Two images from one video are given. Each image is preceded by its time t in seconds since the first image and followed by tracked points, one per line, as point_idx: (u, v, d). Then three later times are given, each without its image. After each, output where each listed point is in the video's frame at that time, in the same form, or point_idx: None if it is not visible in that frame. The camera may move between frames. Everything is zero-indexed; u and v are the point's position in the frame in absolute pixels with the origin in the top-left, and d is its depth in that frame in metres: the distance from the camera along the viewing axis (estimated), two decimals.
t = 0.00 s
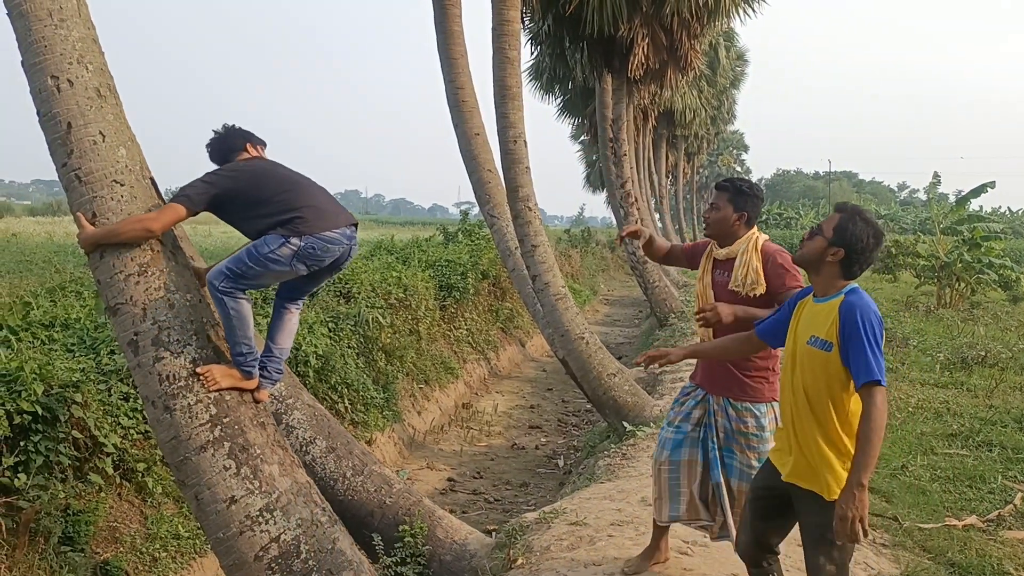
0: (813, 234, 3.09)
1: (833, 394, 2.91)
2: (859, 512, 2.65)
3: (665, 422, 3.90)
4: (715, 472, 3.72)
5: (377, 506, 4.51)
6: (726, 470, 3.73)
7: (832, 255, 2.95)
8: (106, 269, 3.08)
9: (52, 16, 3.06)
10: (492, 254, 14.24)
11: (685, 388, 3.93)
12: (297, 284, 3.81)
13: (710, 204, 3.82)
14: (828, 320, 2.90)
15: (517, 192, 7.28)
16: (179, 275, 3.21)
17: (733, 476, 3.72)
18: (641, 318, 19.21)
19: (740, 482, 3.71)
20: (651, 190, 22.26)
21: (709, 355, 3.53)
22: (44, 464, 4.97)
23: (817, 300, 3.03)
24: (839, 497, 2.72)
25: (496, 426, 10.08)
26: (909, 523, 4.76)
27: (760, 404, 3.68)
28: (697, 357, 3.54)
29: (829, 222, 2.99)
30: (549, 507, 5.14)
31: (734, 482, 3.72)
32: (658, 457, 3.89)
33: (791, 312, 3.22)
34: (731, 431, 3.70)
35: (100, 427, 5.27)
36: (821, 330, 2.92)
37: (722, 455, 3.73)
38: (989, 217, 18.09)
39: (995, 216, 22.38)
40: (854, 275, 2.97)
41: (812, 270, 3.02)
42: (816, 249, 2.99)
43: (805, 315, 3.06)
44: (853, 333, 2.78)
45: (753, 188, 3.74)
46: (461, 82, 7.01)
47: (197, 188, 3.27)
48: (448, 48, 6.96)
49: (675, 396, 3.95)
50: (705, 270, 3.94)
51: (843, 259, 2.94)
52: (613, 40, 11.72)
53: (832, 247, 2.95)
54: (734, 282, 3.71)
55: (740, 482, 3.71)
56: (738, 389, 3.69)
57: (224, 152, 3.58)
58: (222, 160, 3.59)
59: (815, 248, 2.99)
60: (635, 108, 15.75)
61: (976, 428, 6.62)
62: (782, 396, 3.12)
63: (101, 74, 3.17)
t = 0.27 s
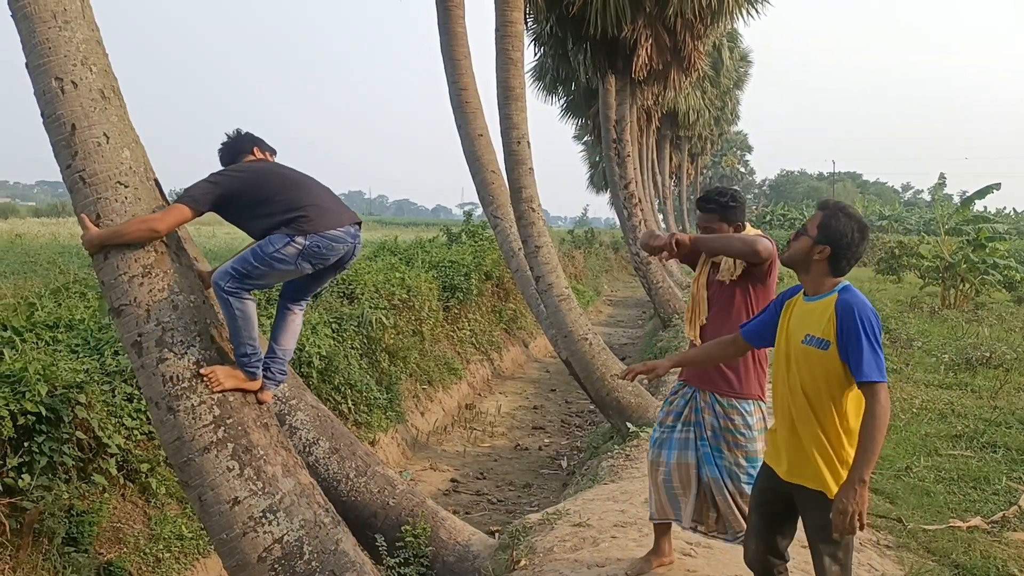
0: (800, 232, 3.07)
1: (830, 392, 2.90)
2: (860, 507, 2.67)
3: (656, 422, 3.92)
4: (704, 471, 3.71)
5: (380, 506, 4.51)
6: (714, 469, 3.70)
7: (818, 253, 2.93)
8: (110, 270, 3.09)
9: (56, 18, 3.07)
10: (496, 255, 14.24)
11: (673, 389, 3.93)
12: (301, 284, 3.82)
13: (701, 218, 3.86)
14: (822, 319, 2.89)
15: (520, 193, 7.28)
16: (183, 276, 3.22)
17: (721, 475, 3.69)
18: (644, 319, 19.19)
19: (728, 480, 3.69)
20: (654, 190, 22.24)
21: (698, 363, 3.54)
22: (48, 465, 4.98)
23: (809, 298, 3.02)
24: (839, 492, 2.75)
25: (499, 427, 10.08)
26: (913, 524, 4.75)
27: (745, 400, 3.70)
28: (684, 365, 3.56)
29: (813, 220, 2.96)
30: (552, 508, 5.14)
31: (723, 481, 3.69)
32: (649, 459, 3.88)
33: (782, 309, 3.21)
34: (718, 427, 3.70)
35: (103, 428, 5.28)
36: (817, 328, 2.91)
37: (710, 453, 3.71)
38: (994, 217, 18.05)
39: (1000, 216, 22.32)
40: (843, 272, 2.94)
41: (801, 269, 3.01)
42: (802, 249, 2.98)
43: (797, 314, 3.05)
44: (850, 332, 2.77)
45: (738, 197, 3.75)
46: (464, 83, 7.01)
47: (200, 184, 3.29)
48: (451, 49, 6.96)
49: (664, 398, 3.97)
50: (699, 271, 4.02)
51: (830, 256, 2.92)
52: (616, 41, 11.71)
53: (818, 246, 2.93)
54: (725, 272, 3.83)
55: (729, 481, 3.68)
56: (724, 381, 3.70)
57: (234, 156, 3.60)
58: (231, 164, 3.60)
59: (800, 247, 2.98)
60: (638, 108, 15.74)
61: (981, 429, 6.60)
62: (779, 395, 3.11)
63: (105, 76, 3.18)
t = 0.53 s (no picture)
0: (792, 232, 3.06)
1: (827, 392, 2.90)
2: (868, 508, 2.70)
3: (651, 426, 3.89)
4: (704, 474, 3.72)
5: (383, 508, 4.50)
6: (714, 472, 3.72)
7: (812, 253, 2.93)
8: (113, 272, 3.09)
9: (59, 19, 3.08)
10: (499, 256, 14.24)
11: (666, 390, 3.89)
12: (304, 283, 3.82)
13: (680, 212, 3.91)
14: (817, 319, 2.89)
15: (524, 195, 7.28)
16: (185, 277, 3.21)
17: (721, 478, 3.71)
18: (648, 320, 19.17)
19: (728, 483, 3.71)
20: (658, 191, 22.23)
21: (696, 368, 3.52)
22: (52, 465, 4.98)
23: (802, 299, 3.01)
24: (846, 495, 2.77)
25: (503, 428, 10.08)
26: (917, 526, 4.74)
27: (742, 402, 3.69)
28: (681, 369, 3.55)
29: (806, 220, 2.96)
30: (556, 510, 5.13)
31: (723, 484, 3.72)
32: (646, 463, 3.87)
33: (777, 308, 3.20)
34: (716, 432, 3.71)
35: (107, 429, 5.28)
36: (812, 328, 2.90)
37: (709, 457, 3.72)
38: (998, 218, 18.01)
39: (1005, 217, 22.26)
40: (836, 270, 2.92)
41: (796, 269, 3.01)
42: (795, 249, 2.98)
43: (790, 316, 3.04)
44: (847, 331, 2.77)
45: (719, 196, 3.83)
46: (468, 84, 7.02)
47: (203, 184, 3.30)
48: (454, 51, 6.97)
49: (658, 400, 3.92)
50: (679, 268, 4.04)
51: (823, 255, 2.91)
52: (620, 42, 11.70)
53: (811, 245, 2.93)
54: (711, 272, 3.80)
55: (729, 483, 3.71)
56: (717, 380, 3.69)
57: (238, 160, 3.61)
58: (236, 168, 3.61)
59: (794, 247, 2.98)
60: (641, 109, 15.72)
61: (986, 431, 6.58)
62: (774, 396, 3.09)
63: (108, 77, 3.19)
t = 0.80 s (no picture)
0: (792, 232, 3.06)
1: (825, 392, 2.89)
2: (858, 506, 2.68)
3: (652, 426, 3.88)
4: (705, 475, 3.71)
5: (383, 508, 4.50)
6: (716, 472, 3.71)
7: (811, 253, 2.92)
8: (112, 272, 3.09)
9: (59, 20, 3.08)
10: (500, 257, 14.24)
11: (668, 390, 3.89)
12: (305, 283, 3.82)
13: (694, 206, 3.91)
14: (816, 318, 2.88)
15: (525, 195, 7.28)
16: (185, 277, 3.21)
17: (723, 479, 3.70)
18: (650, 320, 19.16)
19: (730, 484, 3.70)
20: (659, 191, 22.22)
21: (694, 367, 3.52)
22: (52, 466, 4.98)
23: (802, 299, 3.00)
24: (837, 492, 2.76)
25: (504, 428, 10.08)
26: (917, 526, 4.74)
27: (745, 403, 3.69)
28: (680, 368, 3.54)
29: (805, 221, 2.96)
30: (556, 510, 5.13)
31: (725, 484, 3.70)
32: (648, 463, 3.86)
33: (776, 309, 3.20)
34: (719, 433, 3.70)
35: (108, 429, 5.28)
36: (812, 328, 2.90)
37: (711, 457, 3.71)
38: (1000, 218, 17.99)
39: (1007, 217, 22.23)
40: (835, 270, 2.92)
41: (795, 269, 3.00)
42: (795, 249, 2.98)
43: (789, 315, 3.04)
44: (847, 331, 2.77)
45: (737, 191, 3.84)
46: (469, 85, 7.02)
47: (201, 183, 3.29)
48: (455, 51, 6.97)
49: (660, 399, 3.92)
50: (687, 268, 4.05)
51: (823, 256, 2.91)
52: (621, 42, 11.69)
53: (810, 246, 2.93)
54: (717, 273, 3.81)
55: (731, 484, 3.70)
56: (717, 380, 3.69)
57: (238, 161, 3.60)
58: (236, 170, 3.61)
59: (794, 247, 2.98)
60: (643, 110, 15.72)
61: (987, 431, 6.57)
62: (772, 395, 3.09)
63: (108, 77, 3.19)
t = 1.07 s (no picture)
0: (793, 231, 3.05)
1: (823, 390, 2.89)
2: (852, 501, 2.69)
3: (658, 427, 3.89)
4: (709, 476, 3.70)
5: (383, 508, 4.49)
6: (720, 474, 3.70)
7: (811, 252, 2.92)
8: (111, 271, 3.09)
9: (58, 19, 3.08)
10: (501, 257, 14.23)
11: (673, 391, 3.90)
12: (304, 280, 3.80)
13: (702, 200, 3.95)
14: (817, 316, 2.88)
15: (525, 195, 7.27)
16: (184, 276, 3.21)
17: (727, 481, 3.68)
18: (650, 320, 19.15)
19: (733, 486, 3.68)
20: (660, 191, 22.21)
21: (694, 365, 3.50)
22: (52, 466, 4.98)
23: (803, 297, 3.00)
24: (829, 487, 2.77)
25: (504, 429, 10.07)
26: (918, 526, 4.73)
27: (748, 403, 3.68)
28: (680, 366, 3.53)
29: (806, 219, 2.95)
30: (557, 510, 5.12)
31: (729, 486, 3.68)
32: (653, 464, 3.85)
33: (776, 308, 3.19)
34: (722, 434, 3.69)
35: (108, 429, 5.27)
36: (812, 326, 2.89)
37: (714, 458, 3.70)
38: (1001, 218, 17.98)
39: (1008, 217, 22.22)
40: (835, 269, 2.91)
41: (795, 268, 2.99)
42: (795, 247, 2.96)
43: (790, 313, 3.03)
44: (847, 330, 2.76)
45: (747, 188, 3.92)
46: (469, 85, 7.01)
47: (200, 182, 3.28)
48: (455, 51, 6.97)
49: (665, 401, 3.92)
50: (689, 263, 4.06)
51: (823, 254, 2.90)
52: (621, 42, 11.68)
53: (810, 244, 2.92)
54: (715, 262, 3.82)
55: (735, 485, 3.68)
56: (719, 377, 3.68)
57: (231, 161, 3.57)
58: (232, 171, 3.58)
59: (793, 246, 2.97)
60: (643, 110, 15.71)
61: (988, 431, 6.56)
62: (772, 393, 3.08)
63: (106, 77, 3.19)
